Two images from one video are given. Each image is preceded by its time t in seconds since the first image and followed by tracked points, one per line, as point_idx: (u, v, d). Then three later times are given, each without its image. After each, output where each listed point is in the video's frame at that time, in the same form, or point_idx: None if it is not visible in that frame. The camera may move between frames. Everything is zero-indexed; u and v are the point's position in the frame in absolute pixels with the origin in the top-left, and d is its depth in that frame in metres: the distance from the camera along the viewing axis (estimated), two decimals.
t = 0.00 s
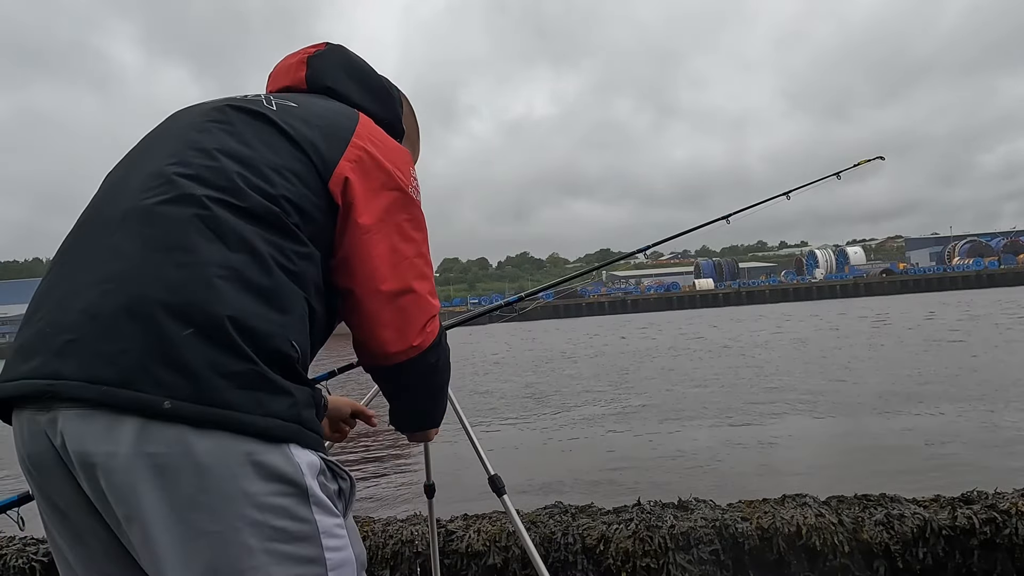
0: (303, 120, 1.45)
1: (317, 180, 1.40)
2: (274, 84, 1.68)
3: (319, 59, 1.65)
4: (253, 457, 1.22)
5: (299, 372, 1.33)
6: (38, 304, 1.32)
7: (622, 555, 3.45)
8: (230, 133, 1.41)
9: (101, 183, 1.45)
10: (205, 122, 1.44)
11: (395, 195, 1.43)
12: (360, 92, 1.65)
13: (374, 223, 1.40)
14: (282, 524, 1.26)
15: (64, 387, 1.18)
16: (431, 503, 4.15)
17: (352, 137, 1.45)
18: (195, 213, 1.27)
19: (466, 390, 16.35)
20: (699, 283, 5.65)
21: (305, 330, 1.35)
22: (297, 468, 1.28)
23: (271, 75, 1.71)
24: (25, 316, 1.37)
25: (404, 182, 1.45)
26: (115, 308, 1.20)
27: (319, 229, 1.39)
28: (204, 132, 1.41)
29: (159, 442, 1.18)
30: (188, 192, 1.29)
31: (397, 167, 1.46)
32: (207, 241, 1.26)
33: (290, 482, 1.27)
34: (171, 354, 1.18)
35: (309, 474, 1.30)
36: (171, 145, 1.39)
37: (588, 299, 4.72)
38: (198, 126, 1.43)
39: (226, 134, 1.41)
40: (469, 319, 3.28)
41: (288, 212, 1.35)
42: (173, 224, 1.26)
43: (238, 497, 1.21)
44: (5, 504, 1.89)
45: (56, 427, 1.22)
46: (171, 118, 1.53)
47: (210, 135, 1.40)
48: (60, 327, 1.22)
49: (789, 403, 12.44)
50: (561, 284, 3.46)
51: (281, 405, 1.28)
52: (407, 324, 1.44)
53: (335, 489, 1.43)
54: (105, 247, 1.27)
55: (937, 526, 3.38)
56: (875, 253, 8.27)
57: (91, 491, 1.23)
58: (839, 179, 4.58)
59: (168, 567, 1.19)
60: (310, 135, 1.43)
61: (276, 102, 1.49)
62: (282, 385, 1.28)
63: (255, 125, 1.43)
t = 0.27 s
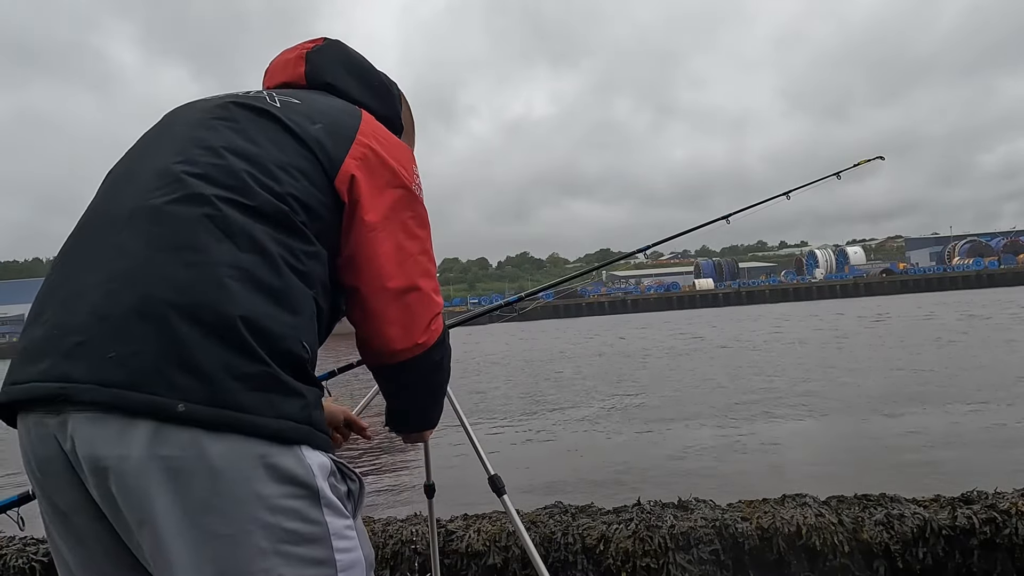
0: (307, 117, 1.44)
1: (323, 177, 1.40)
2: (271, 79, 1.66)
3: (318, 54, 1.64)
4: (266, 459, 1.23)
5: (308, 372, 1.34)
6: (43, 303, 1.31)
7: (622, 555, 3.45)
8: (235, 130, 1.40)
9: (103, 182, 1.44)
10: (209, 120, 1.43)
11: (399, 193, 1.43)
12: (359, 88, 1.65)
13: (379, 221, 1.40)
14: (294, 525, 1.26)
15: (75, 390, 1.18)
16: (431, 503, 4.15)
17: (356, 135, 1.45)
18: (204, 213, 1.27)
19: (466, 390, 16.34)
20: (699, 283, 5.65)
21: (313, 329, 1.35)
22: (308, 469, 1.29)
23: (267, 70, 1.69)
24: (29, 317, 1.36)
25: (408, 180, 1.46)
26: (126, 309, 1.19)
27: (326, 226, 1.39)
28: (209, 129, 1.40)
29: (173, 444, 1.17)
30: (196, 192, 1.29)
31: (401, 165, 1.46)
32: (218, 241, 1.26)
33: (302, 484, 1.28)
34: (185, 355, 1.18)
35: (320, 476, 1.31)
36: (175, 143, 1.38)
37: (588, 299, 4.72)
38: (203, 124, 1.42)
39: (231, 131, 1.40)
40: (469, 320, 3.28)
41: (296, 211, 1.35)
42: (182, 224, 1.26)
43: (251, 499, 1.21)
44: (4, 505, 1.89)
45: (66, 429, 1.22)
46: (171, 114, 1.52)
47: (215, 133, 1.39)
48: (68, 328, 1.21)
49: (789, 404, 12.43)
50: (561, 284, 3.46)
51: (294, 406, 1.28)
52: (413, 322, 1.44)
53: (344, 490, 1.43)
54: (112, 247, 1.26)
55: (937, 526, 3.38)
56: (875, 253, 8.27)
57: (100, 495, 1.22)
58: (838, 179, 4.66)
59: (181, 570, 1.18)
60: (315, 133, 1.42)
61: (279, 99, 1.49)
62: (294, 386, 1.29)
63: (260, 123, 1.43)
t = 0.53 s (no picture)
0: (326, 113, 1.41)
1: (345, 175, 1.38)
2: (277, 54, 1.65)
3: (323, 31, 1.62)
4: (307, 464, 1.24)
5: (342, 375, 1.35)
6: (71, 311, 1.30)
7: (622, 555, 3.45)
8: (255, 130, 1.36)
9: (118, 180, 1.40)
10: (227, 115, 1.38)
11: (414, 187, 1.43)
12: (365, 66, 1.65)
13: (394, 215, 1.40)
14: (326, 523, 1.25)
15: (121, 405, 1.18)
16: (432, 503, 4.15)
17: (374, 129, 1.43)
18: (237, 222, 1.25)
19: (465, 390, 16.34)
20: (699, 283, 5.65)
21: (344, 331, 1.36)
22: (341, 467, 1.28)
23: (270, 44, 1.68)
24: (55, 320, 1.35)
25: (423, 173, 1.45)
26: (168, 325, 1.19)
27: (349, 224, 1.39)
28: (228, 128, 1.36)
29: (219, 455, 1.18)
30: (226, 201, 1.27)
31: (416, 159, 1.46)
32: (254, 249, 1.24)
33: (336, 481, 1.27)
34: (229, 367, 1.18)
35: (351, 473, 1.30)
36: (195, 145, 1.34)
37: (589, 299, 4.72)
38: (222, 121, 1.37)
39: (252, 131, 1.36)
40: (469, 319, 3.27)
41: (323, 213, 1.34)
42: (216, 235, 1.24)
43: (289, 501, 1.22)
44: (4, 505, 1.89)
45: (112, 440, 1.22)
46: (183, 104, 1.46)
47: (236, 133, 1.35)
48: (108, 344, 1.21)
49: (789, 404, 12.43)
50: (561, 284, 3.46)
51: (333, 410, 1.30)
52: (418, 317, 1.45)
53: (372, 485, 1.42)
54: (144, 258, 1.24)
55: (937, 526, 3.38)
56: (875, 253, 8.27)
57: (151, 496, 1.25)
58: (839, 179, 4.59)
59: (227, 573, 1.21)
60: (335, 130, 1.40)
61: (294, 91, 1.44)
62: (331, 391, 1.30)
63: (280, 120, 1.38)
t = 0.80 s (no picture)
0: (294, 120, 1.41)
1: (313, 180, 1.38)
2: (245, 64, 1.64)
3: (292, 41, 1.61)
4: (287, 460, 1.24)
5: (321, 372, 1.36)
6: (60, 324, 1.31)
7: (622, 555, 3.46)
8: (227, 141, 1.37)
9: (101, 197, 1.42)
10: (201, 127, 1.40)
11: (381, 187, 1.45)
12: (333, 73, 1.65)
13: (363, 216, 1.42)
14: (305, 520, 1.25)
15: (109, 408, 1.19)
16: (432, 503, 4.15)
17: (341, 134, 1.43)
18: (215, 230, 1.26)
19: (466, 390, 16.34)
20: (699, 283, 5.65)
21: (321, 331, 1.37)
22: (321, 463, 1.28)
23: (239, 55, 1.67)
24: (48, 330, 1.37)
25: (390, 174, 1.46)
26: (153, 329, 1.20)
27: (320, 228, 1.39)
28: (203, 140, 1.37)
29: (199, 453, 1.19)
30: (204, 208, 1.28)
31: (383, 160, 1.47)
32: (231, 255, 1.25)
33: (315, 478, 1.27)
34: (210, 367, 1.19)
35: (329, 470, 1.30)
36: (172, 157, 1.36)
37: (588, 299, 4.71)
38: (198, 132, 1.39)
39: (224, 142, 1.37)
40: (468, 320, 3.27)
41: (295, 217, 1.34)
42: (196, 239, 1.25)
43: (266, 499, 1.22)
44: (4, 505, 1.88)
45: (101, 445, 1.23)
46: (159, 121, 1.48)
47: (209, 145, 1.36)
48: (95, 349, 1.22)
49: (789, 404, 12.43)
50: (561, 284, 3.45)
51: (313, 406, 1.30)
52: (393, 314, 1.47)
53: (351, 484, 1.42)
54: (126, 267, 1.25)
55: (937, 527, 3.38)
56: (875, 253, 8.27)
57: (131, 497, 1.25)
58: (839, 179, 4.42)
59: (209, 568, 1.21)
60: (303, 136, 1.40)
61: (261, 101, 1.44)
62: (309, 388, 1.30)
63: (249, 130, 1.39)
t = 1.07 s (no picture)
0: (254, 123, 1.45)
1: (272, 178, 1.42)
2: (218, 84, 1.66)
3: (259, 56, 1.63)
4: (234, 446, 1.26)
5: (275, 364, 1.38)
6: (32, 321, 1.37)
7: (622, 555, 3.45)
8: (187, 143, 1.42)
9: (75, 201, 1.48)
10: (167, 132, 1.45)
11: (344, 183, 1.47)
12: (301, 84, 1.65)
13: (325, 211, 1.44)
14: (257, 509, 1.28)
15: (62, 393, 1.23)
16: (431, 503, 4.15)
17: (300, 134, 1.46)
18: (168, 226, 1.31)
19: (466, 391, 16.32)
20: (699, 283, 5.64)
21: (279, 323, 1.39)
22: (272, 454, 1.31)
23: (212, 75, 1.69)
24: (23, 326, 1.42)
25: (352, 170, 1.49)
26: (103, 317, 1.24)
27: (281, 225, 1.43)
28: (164, 143, 1.43)
29: (148, 437, 1.23)
30: (159, 204, 1.33)
31: (345, 157, 1.49)
32: (182, 249, 1.30)
33: (266, 468, 1.30)
34: (158, 353, 1.23)
35: (280, 460, 1.32)
36: (135, 159, 1.41)
37: (588, 299, 4.71)
38: (163, 136, 1.44)
39: (183, 145, 1.42)
40: (468, 320, 3.26)
41: (252, 213, 1.38)
42: (151, 235, 1.30)
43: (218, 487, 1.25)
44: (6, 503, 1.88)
45: (59, 432, 1.28)
46: (131, 129, 1.54)
47: (169, 148, 1.41)
48: (52, 338, 1.27)
49: (789, 404, 12.42)
50: (561, 283, 3.44)
51: (264, 396, 1.32)
52: (361, 308, 1.47)
53: (307, 478, 1.45)
54: (87, 261, 1.31)
55: (937, 527, 3.38)
56: (875, 252, 8.26)
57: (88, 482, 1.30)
58: (839, 180, 4.32)
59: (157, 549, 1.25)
60: (262, 137, 1.43)
61: (224, 107, 1.49)
62: (261, 377, 1.33)
63: (209, 133, 1.44)
